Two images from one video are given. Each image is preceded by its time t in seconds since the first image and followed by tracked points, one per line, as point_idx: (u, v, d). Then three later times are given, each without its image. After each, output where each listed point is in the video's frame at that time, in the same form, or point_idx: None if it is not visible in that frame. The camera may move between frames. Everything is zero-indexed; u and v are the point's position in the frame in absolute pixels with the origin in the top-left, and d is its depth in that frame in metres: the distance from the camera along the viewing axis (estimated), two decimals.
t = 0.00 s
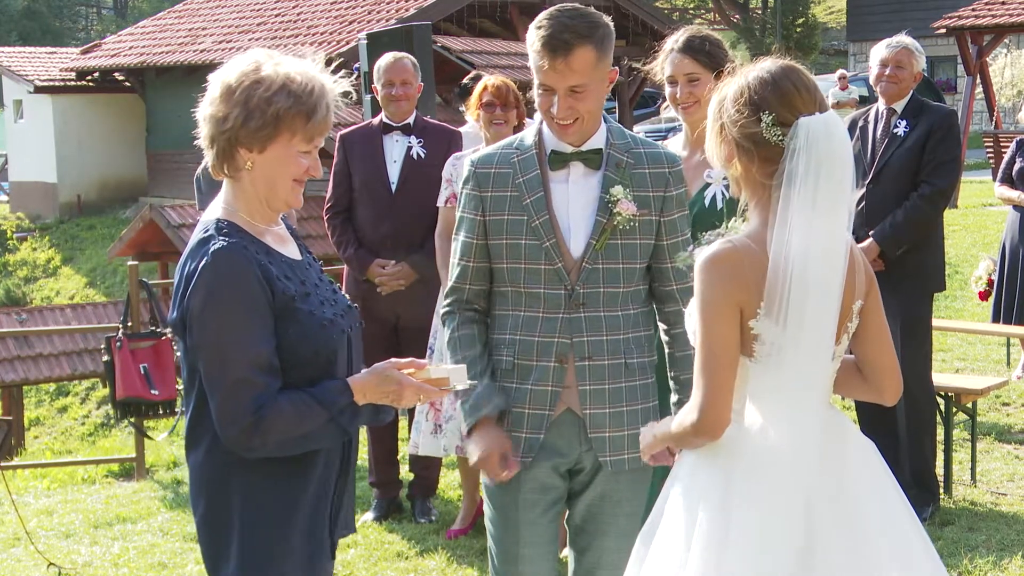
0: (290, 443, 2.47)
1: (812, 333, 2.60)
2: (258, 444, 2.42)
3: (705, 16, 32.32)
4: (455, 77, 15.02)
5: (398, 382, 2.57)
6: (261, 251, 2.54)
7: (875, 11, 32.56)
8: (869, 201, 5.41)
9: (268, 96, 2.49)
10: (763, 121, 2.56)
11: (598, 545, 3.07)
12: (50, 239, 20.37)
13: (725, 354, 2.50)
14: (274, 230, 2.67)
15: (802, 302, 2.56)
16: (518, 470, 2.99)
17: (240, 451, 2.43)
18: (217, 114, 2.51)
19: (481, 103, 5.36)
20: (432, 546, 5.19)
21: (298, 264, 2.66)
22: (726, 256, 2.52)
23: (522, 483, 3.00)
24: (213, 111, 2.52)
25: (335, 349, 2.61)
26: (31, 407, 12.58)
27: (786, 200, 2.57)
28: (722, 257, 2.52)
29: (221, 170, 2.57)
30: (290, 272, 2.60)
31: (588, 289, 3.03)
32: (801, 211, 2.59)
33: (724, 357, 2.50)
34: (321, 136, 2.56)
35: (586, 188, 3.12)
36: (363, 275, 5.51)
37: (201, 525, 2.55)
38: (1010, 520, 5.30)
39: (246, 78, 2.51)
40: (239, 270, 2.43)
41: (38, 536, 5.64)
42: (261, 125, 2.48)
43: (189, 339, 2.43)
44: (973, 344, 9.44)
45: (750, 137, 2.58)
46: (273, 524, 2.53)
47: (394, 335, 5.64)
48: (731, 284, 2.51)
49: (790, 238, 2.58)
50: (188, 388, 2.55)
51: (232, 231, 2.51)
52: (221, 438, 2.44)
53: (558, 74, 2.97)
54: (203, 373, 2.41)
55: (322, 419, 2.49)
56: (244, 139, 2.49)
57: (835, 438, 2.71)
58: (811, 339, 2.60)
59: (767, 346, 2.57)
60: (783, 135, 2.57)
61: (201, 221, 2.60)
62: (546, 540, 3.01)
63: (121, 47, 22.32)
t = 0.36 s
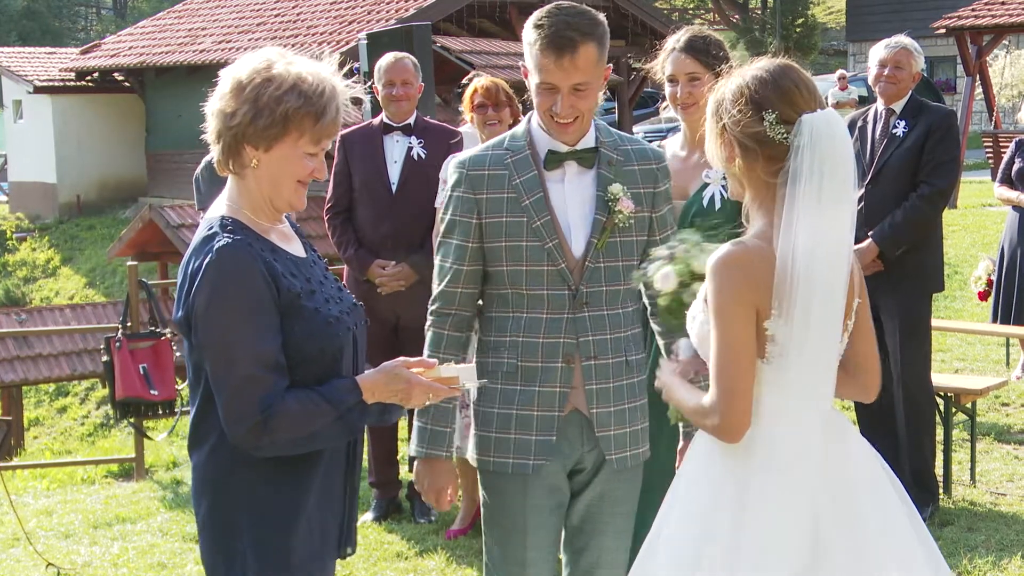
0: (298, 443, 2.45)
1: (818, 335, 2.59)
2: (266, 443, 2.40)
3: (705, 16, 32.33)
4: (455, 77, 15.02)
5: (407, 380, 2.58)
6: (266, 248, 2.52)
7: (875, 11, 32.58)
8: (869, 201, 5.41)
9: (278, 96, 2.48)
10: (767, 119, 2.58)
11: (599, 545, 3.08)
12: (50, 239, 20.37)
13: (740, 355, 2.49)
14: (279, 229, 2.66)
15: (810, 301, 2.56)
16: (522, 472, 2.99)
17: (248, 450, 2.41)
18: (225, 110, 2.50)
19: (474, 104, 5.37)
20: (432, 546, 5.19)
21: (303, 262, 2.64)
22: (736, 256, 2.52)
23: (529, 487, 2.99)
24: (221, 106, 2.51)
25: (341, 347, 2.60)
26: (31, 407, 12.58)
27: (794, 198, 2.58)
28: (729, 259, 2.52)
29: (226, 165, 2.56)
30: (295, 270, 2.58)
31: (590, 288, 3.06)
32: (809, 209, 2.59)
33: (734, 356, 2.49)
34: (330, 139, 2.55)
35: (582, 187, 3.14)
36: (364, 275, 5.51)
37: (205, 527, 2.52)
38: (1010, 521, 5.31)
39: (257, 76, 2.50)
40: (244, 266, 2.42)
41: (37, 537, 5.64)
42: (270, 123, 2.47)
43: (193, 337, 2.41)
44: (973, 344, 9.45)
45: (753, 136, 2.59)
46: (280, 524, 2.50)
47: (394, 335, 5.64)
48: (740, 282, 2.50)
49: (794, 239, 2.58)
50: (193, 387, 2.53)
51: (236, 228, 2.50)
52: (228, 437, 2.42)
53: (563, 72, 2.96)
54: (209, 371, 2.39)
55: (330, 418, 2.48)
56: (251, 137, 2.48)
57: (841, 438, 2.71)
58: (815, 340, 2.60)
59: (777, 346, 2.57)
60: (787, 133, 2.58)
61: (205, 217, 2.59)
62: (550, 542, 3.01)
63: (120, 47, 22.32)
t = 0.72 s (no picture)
0: (304, 441, 2.45)
1: (832, 338, 2.67)
2: (273, 442, 2.40)
3: (705, 15, 32.33)
4: (455, 77, 15.02)
5: (416, 378, 2.56)
6: (269, 246, 2.51)
7: (875, 11, 32.58)
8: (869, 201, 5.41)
9: (278, 91, 2.48)
10: (772, 118, 2.66)
11: (587, 545, 3.09)
12: (50, 239, 20.38)
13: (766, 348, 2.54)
14: (281, 227, 2.66)
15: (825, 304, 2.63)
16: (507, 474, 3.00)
17: (254, 449, 2.40)
18: (225, 108, 2.50)
19: (469, 104, 5.37)
20: (432, 546, 5.19)
21: (305, 261, 2.64)
22: (762, 257, 2.55)
23: (519, 488, 3.01)
24: (221, 105, 2.51)
25: (343, 346, 2.59)
26: (31, 407, 12.59)
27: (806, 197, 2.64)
28: (753, 256, 2.56)
29: (228, 165, 2.55)
30: (298, 268, 2.58)
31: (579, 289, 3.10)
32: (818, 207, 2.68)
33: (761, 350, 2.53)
34: (331, 134, 2.55)
35: (563, 184, 3.17)
36: (365, 275, 5.51)
37: (203, 528, 2.50)
38: (1010, 521, 5.30)
39: (255, 73, 2.50)
40: (250, 265, 2.41)
41: (37, 537, 5.64)
42: (270, 120, 2.47)
43: (197, 336, 2.41)
44: (973, 344, 9.44)
45: (761, 135, 2.65)
46: (280, 524, 2.50)
47: (394, 336, 5.63)
48: (765, 281, 2.54)
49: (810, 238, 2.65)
50: (195, 386, 2.53)
51: (239, 227, 2.49)
52: (235, 437, 2.41)
53: (569, 67, 3.01)
54: (213, 369, 2.38)
55: (337, 417, 2.47)
56: (251, 134, 2.48)
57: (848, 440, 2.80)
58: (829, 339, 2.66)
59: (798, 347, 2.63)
60: (791, 132, 2.68)
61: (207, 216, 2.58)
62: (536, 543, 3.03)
63: (121, 47, 22.32)
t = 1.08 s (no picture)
0: (307, 441, 2.45)
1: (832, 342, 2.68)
2: (275, 442, 2.40)
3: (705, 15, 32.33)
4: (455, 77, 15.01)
5: (419, 378, 2.56)
6: (269, 247, 2.51)
7: (876, 11, 32.58)
8: (869, 202, 5.41)
9: (272, 89, 2.48)
10: (760, 116, 2.67)
11: (577, 545, 3.10)
12: (50, 239, 20.37)
13: (780, 349, 2.55)
14: (281, 227, 2.66)
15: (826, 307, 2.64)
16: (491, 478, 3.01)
17: (257, 450, 2.40)
18: (221, 108, 2.50)
19: (468, 105, 5.37)
20: (432, 546, 5.19)
21: (306, 261, 2.64)
22: (765, 260, 2.57)
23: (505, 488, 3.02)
24: (217, 106, 2.51)
25: (343, 347, 2.59)
26: (31, 407, 12.58)
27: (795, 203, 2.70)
28: (759, 258, 2.57)
29: (226, 165, 2.56)
30: (298, 269, 2.58)
31: (561, 291, 3.12)
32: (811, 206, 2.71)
33: (774, 352, 2.55)
34: (328, 128, 2.55)
35: (544, 187, 3.20)
36: (366, 275, 5.52)
37: (202, 530, 2.51)
38: (1010, 521, 5.30)
39: (248, 72, 2.50)
40: (251, 266, 2.41)
41: (37, 536, 5.64)
42: (267, 117, 2.47)
43: (197, 337, 2.41)
44: (973, 344, 9.44)
45: (750, 136, 2.67)
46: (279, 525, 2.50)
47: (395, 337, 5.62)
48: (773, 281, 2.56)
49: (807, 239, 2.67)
50: (195, 384, 2.52)
51: (239, 226, 2.49)
52: (237, 437, 2.41)
53: (557, 65, 3.01)
54: (215, 370, 2.38)
55: (340, 418, 2.47)
56: (248, 133, 2.48)
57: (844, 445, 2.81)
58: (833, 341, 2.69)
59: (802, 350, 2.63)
60: (780, 130, 2.70)
61: (207, 216, 2.58)
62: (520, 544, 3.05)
63: (121, 47, 22.32)
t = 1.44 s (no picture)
0: (308, 442, 2.45)
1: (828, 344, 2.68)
2: (277, 443, 2.39)
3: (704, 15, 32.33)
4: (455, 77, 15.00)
5: (419, 379, 2.56)
6: (267, 247, 2.51)
7: (875, 10, 32.57)
8: (867, 202, 5.41)
9: (268, 88, 2.47)
10: (735, 116, 2.67)
11: (572, 541, 3.11)
12: (50, 239, 20.35)
13: (781, 351, 2.52)
14: (279, 227, 2.66)
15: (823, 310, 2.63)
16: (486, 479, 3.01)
17: (259, 451, 2.39)
18: (217, 109, 2.50)
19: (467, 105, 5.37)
20: (432, 546, 5.19)
21: (304, 262, 2.64)
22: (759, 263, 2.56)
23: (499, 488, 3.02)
24: (213, 107, 2.51)
25: (342, 347, 2.60)
26: (31, 407, 12.57)
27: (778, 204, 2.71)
28: (754, 259, 2.57)
29: (224, 166, 2.56)
30: (296, 269, 2.57)
31: (555, 292, 3.14)
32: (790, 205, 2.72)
33: (776, 354, 2.52)
34: (326, 127, 2.55)
35: (535, 188, 3.20)
36: (366, 275, 5.51)
37: (200, 533, 2.50)
38: (1009, 521, 5.30)
39: (244, 72, 2.50)
40: (248, 267, 2.41)
41: (37, 536, 5.63)
42: (262, 116, 2.47)
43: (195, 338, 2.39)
44: (973, 344, 9.44)
45: (726, 136, 2.66)
46: (280, 524, 2.49)
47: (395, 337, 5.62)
48: (771, 283, 2.54)
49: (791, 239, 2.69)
50: (194, 386, 2.52)
51: (237, 227, 2.49)
52: (238, 439, 2.40)
53: (545, 69, 3.03)
54: (215, 372, 2.37)
55: (342, 419, 2.47)
56: (245, 133, 2.48)
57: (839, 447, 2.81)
58: (827, 338, 2.70)
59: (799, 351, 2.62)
60: (756, 129, 2.69)
61: (205, 217, 2.58)
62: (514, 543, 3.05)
63: (120, 46, 22.31)
